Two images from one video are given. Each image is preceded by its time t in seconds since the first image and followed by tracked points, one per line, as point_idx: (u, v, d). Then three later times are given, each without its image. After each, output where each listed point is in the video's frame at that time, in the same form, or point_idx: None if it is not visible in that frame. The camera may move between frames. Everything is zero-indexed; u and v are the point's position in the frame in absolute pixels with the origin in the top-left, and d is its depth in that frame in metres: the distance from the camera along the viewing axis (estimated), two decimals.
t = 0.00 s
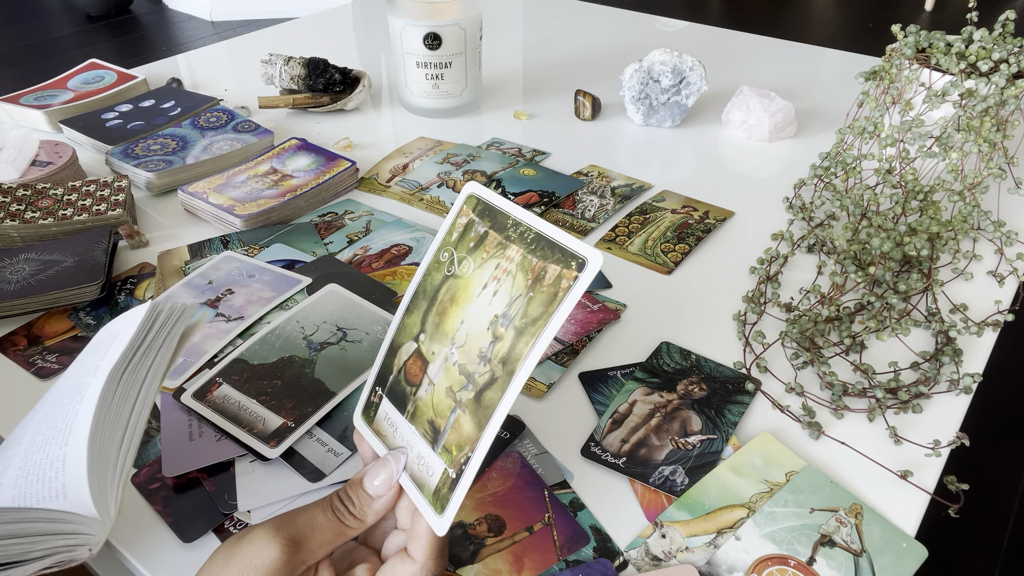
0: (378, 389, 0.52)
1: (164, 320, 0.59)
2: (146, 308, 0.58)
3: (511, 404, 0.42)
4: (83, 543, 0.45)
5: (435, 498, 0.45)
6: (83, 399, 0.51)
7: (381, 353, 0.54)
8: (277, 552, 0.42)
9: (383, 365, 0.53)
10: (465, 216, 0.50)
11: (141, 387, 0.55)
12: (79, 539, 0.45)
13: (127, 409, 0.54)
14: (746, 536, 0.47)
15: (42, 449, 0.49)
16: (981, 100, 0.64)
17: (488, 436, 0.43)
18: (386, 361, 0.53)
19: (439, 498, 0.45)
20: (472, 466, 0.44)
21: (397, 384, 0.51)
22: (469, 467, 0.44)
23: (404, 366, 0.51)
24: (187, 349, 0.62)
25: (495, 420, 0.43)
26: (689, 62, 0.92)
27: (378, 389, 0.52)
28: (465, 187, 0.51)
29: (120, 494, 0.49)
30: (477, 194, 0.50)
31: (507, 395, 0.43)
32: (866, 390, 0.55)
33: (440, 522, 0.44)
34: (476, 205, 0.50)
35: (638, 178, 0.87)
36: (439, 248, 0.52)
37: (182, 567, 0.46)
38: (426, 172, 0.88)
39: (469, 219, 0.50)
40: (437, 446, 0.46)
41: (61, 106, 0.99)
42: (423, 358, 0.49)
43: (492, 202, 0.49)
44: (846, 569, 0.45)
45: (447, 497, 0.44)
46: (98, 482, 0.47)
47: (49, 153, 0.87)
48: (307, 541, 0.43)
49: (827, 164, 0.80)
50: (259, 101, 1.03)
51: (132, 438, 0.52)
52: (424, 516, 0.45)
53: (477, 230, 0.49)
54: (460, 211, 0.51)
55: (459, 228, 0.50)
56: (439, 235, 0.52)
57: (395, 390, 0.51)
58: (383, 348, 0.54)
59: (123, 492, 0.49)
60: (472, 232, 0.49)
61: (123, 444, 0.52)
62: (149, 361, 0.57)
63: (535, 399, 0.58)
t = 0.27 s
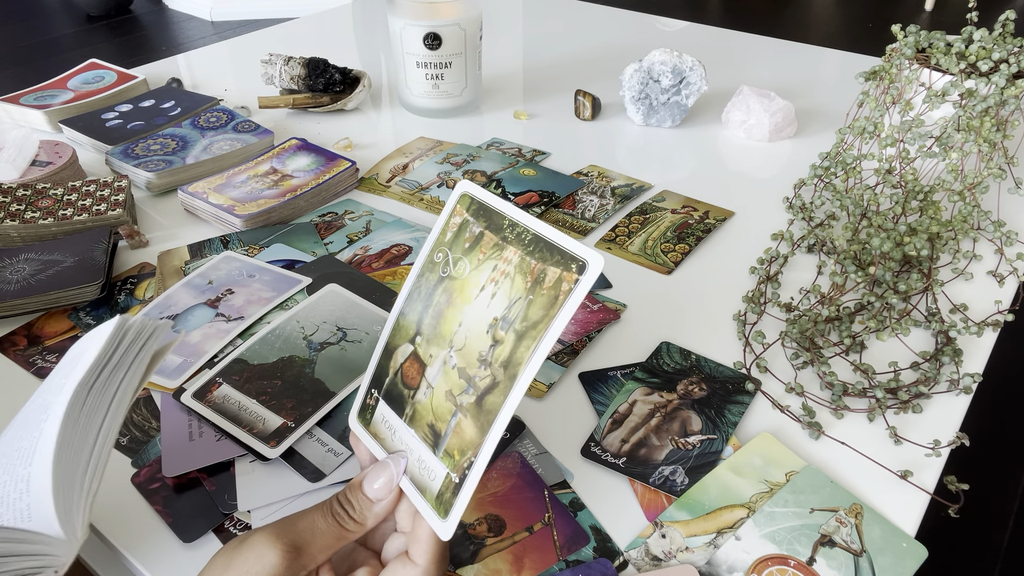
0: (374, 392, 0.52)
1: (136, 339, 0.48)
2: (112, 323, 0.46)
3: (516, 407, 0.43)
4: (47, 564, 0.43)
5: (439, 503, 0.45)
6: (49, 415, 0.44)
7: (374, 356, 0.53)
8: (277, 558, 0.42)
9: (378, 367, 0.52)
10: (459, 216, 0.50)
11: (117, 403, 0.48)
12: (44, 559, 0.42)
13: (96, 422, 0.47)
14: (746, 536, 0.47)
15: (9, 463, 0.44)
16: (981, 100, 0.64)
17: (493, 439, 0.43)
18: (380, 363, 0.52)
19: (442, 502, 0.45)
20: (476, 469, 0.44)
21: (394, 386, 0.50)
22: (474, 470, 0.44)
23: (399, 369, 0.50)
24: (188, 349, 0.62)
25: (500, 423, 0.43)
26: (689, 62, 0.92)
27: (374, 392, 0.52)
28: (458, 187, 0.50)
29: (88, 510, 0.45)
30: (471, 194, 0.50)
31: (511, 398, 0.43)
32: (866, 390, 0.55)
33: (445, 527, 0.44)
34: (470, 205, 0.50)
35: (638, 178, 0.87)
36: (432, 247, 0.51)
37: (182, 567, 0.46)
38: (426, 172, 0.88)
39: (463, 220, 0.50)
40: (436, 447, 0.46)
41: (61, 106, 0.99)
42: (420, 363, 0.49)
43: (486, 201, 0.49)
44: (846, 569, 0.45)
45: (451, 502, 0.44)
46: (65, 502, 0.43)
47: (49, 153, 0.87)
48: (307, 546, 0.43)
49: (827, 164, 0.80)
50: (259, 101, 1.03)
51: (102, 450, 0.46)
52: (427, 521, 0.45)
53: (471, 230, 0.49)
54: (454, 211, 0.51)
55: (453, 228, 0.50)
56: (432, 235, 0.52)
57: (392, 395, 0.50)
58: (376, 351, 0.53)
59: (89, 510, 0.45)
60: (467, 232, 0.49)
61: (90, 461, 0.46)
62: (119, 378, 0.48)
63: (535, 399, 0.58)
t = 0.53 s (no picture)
0: (357, 406, 0.50)
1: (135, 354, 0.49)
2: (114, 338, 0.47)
3: (532, 412, 0.42)
4: None
5: (460, 513, 0.45)
6: (46, 425, 0.44)
7: (349, 372, 0.50)
8: None
9: (355, 383, 0.50)
10: (420, 212, 0.47)
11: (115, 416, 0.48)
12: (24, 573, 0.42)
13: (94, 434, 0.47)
14: (746, 537, 0.47)
15: (5, 470, 0.45)
16: (981, 100, 0.64)
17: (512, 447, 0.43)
18: (358, 377, 0.50)
19: (466, 512, 0.45)
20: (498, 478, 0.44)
21: (382, 399, 0.49)
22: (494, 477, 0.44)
23: (385, 381, 0.49)
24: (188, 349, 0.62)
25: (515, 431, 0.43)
26: (689, 62, 0.92)
27: (357, 407, 0.50)
28: (413, 180, 0.47)
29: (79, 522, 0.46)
30: (430, 187, 0.46)
31: (524, 404, 0.42)
32: (865, 390, 0.55)
33: (475, 535, 0.44)
34: (431, 199, 0.46)
35: (638, 178, 0.87)
36: (394, 248, 0.48)
37: (182, 567, 0.46)
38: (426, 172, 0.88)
39: (428, 216, 0.46)
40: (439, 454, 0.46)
41: (61, 106, 0.99)
42: (412, 382, 0.47)
43: (448, 194, 0.45)
44: (846, 569, 0.45)
45: (476, 511, 0.44)
46: (55, 511, 0.44)
47: (49, 153, 0.87)
48: (316, 568, 0.43)
49: (827, 164, 0.80)
50: (259, 101, 1.03)
51: (97, 462, 0.47)
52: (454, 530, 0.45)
53: (438, 229, 0.46)
54: (412, 206, 0.47)
55: (417, 227, 0.47)
56: (391, 236, 0.48)
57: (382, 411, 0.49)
58: (350, 366, 0.50)
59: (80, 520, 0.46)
60: (434, 232, 0.46)
61: (86, 472, 0.47)
62: (120, 392, 0.48)
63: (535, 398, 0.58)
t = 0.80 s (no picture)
0: (352, 433, 0.44)
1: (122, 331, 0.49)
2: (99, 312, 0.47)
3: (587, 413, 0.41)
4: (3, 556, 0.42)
5: (507, 528, 0.42)
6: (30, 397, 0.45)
7: (338, 399, 0.44)
8: None
9: (352, 409, 0.44)
10: (411, 202, 0.41)
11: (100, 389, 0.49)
12: None
13: (80, 406, 0.48)
14: (746, 537, 0.47)
15: None
16: (981, 100, 0.64)
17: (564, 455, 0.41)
18: (350, 401, 0.44)
19: (512, 527, 0.42)
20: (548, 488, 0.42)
21: (388, 421, 0.44)
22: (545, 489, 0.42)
23: (389, 403, 0.44)
24: (188, 349, 0.62)
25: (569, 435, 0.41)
26: (690, 62, 0.92)
27: (352, 434, 0.44)
28: (397, 165, 0.40)
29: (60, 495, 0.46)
30: (421, 172, 0.40)
31: (579, 404, 0.41)
32: (866, 390, 0.55)
33: (528, 549, 0.42)
34: (425, 187, 0.40)
35: (639, 178, 0.87)
36: (381, 245, 0.42)
37: (182, 567, 0.46)
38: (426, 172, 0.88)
39: (423, 207, 0.41)
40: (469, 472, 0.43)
41: (61, 106, 0.99)
42: (430, 402, 0.43)
43: (444, 180, 0.40)
44: (845, 569, 0.45)
45: (528, 525, 0.42)
46: (36, 483, 0.44)
47: (49, 153, 0.87)
48: None
49: (827, 164, 0.80)
50: (259, 101, 1.03)
51: (81, 436, 0.48)
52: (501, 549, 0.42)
53: (439, 220, 0.41)
54: (399, 197, 0.41)
55: (411, 220, 0.41)
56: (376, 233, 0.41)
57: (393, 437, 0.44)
58: (339, 391, 0.44)
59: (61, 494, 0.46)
60: (433, 226, 0.41)
61: (68, 446, 0.47)
62: (106, 365, 0.49)
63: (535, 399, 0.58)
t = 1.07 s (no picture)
0: (326, 415, 0.40)
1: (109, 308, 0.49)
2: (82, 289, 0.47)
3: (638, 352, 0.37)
4: None
5: (541, 514, 0.40)
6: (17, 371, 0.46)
7: (302, 377, 0.39)
8: None
9: (320, 383, 0.39)
10: (354, 94, 0.33)
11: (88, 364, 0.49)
12: None
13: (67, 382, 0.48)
14: (746, 536, 0.47)
15: None
16: (981, 100, 0.64)
17: (605, 420, 0.38)
18: (316, 375, 0.39)
19: (548, 515, 0.40)
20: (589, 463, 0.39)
21: (372, 395, 0.39)
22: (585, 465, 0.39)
23: (366, 371, 0.39)
24: (188, 349, 0.62)
25: (610, 390, 0.38)
26: (689, 62, 0.92)
27: (327, 415, 0.40)
28: (323, 41, 0.32)
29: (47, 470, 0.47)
30: (361, 50, 0.32)
31: (624, 346, 0.37)
32: (866, 390, 0.55)
33: (567, 533, 0.40)
34: (371, 69, 0.32)
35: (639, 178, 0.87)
36: (323, 164, 0.34)
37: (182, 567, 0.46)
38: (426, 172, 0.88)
39: (374, 96, 0.32)
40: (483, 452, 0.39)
41: (61, 106, 0.99)
42: (421, 368, 0.38)
43: (403, 62, 0.31)
44: (845, 569, 0.45)
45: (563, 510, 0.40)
46: (24, 458, 0.45)
47: (49, 153, 0.87)
48: None
49: (827, 164, 0.79)
50: (259, 101, 1.03)
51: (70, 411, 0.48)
52: (532, 536, 0.40)
53: (397, 117, 0.33)
54: (339, 93, 0.33)
55: (359, 121, 0.33)
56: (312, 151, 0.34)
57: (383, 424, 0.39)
58: (300, 361, 0.39)
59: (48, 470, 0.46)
60: (389, 126, 0.33)
61: (54, 421, 0.48)
62: (93, 340, 0.49)
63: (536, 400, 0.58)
